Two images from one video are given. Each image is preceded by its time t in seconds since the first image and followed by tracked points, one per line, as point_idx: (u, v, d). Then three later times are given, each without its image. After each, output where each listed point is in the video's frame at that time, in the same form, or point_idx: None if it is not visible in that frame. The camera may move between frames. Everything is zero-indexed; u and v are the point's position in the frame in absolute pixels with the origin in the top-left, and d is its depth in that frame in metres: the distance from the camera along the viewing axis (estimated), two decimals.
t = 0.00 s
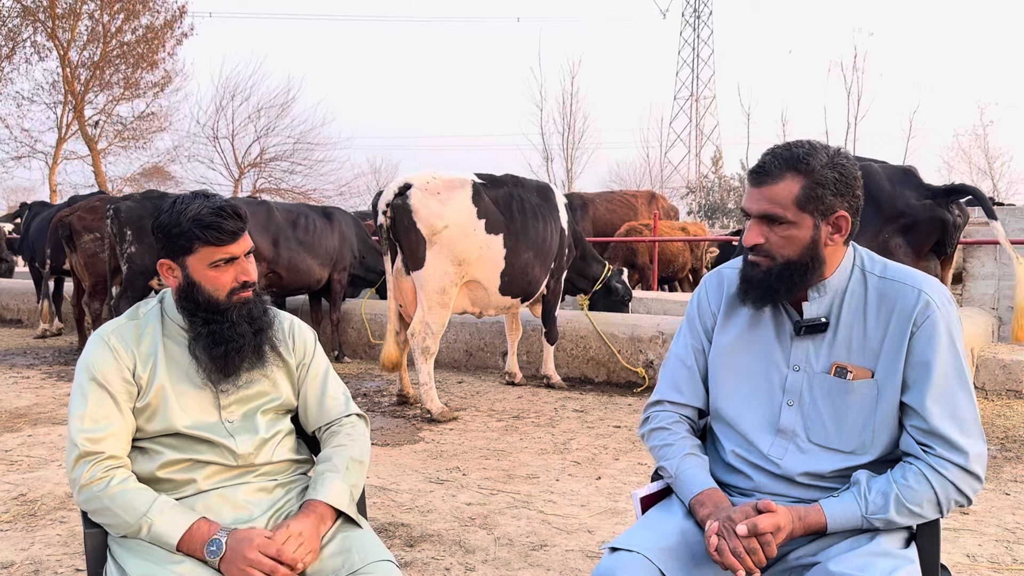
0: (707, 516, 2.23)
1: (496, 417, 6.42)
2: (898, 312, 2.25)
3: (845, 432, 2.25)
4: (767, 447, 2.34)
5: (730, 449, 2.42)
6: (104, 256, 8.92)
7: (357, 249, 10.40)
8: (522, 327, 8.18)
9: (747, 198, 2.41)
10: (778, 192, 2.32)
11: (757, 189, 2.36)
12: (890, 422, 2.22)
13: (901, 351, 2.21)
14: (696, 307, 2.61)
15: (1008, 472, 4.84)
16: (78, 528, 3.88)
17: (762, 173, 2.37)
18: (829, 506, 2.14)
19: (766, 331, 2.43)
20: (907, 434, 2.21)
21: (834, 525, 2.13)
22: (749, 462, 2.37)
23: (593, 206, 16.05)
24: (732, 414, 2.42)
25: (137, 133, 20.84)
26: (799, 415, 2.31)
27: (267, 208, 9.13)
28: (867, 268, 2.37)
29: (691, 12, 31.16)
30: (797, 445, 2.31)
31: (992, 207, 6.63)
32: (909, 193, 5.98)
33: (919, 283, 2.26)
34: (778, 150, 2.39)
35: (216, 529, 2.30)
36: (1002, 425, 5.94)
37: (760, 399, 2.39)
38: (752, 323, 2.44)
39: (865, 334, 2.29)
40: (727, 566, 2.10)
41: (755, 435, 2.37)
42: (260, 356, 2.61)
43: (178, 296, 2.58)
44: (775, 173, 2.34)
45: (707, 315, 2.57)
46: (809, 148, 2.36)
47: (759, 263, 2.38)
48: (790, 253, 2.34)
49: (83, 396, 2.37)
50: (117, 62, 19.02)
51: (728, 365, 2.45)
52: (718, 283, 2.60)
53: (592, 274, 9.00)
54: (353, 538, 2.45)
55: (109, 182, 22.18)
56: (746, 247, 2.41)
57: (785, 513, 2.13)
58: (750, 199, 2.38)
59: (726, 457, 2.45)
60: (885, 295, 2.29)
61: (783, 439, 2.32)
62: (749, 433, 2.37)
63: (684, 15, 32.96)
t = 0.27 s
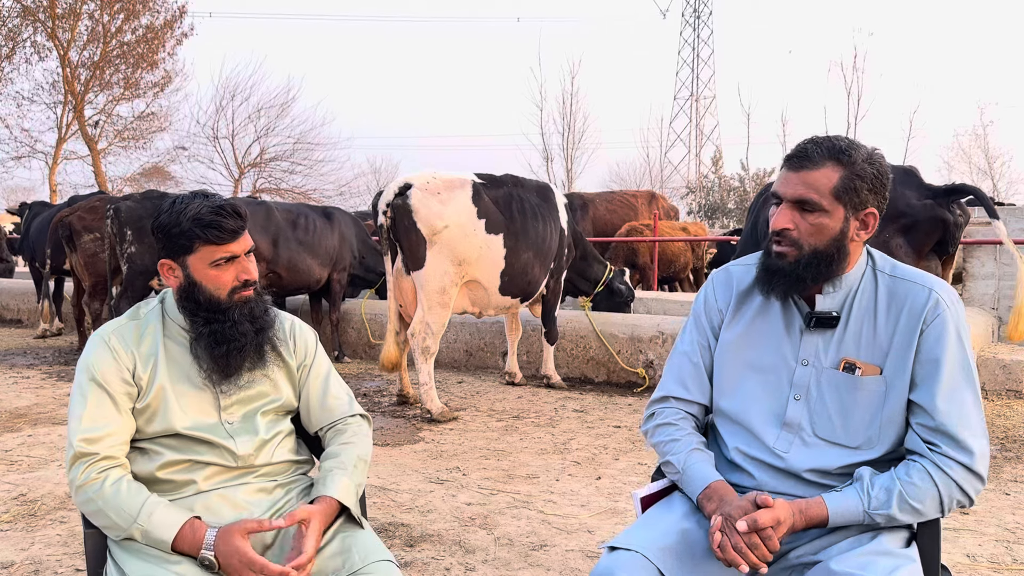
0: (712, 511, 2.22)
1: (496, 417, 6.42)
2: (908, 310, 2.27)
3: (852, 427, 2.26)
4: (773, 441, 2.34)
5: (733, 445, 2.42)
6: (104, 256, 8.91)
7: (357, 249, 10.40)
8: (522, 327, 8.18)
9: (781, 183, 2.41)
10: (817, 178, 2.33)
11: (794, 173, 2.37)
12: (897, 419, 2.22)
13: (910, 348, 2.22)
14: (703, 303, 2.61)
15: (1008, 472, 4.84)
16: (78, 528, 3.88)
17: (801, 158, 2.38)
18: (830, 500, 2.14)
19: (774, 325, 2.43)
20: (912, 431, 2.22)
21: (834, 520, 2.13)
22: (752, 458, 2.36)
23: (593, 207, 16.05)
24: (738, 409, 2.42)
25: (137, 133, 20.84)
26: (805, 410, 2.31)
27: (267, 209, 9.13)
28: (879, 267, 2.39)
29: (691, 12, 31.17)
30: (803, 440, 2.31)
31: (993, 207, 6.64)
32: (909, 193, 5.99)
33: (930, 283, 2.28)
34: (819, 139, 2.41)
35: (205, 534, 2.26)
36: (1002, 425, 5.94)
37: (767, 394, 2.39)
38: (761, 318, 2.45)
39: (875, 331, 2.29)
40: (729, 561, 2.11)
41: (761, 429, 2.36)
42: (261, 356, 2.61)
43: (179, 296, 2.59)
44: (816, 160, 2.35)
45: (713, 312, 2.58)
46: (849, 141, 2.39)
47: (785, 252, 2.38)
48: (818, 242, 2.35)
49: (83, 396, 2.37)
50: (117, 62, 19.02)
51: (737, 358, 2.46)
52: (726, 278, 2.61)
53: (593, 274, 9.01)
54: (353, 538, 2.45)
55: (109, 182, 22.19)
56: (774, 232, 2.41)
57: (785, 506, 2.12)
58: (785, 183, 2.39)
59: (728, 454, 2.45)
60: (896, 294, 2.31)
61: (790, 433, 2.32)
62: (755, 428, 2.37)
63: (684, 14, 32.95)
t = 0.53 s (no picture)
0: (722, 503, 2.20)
1: (495, 417, 6.42)
2: (915, 309, 2.27)
3: (857, 426, 2.26)
4: (777, 438, 2.34)
5: (737, 443, 2.41)
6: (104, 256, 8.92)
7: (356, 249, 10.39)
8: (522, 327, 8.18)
9: (800, 175, 2.40)
10: (837, 174, 2.33)
11: (814, 167, 2.36)
12: (902, 417, 2.23)
13: (917, 347, 2.22)
14: (708, 299, 2.60)
15: (1008, 473, 4.84)
16: (78, 528, 3.88)
17: (822, 153, 2.38)
18: (831, 498, 2.14)
19: (781, 322, 2.43)
20: (917, 430, 2.21)
21: (835, 521, 2.12)
22: (755, 455, 2.36)
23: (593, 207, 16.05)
24: (742, 405, 2.42)
25: (137, 133, 20.84)
26: (811, 407, 2.31)
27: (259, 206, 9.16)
28: (887, 267, 2.39)
29: (691, 12, 31.24)
30: (807, 437, 2.31)
31: (993, 206, 6.64)
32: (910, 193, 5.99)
33: (937, 284, 2.29)
34: (841, 136, 2.41)
35: (205, 537, 2.26)
36: (1003, 425, 5.94)
37: (773, 390, 2.39)
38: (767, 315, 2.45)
39: (882, 330, 2.29)
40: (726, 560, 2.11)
41: (766, 426, 2.36)
42: (264, 358, 2.61)
43: (183, 297, 2.58)
44: (837, 155, 2.35)
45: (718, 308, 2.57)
46: (871, 141, 2.39)
47: (798, 244, 2.38)
48: (831, 238, 2.34)
49: (84, 397, 2.37)
50: (117, 62, 19.02)
51: (742, 355, 2.46)
52: (731, 275, 2.60)
53: (593, 275, 9.01)
54: (355, 538, 2.45)
55: (109, 182, 22.18)
56: (788, 224, 2.41)
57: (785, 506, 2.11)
58: (804, 176, 2.38)
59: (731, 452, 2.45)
60: (903, 294, 2.32)
61: (794, 430, 2.32)
62: (759, 425, 2.37)
63: (684, 14, 32.98)
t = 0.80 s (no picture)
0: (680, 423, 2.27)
1: (495, 417, 6.43)
2: (920, 314, 2.28)
3: (859, 429, 2.26)
4: (778, 441, 2.34)
5: (738, 444, 2.42)
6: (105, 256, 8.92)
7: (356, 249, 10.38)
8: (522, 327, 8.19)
9: (803, 184, 2.38)
10: (842, 186, 2.31)
11: (819, 177, 2.34)
12: (905, 421, 2.23)
13: (922, 352, 2.22)
14: (707, 299, 2.61)
15: (1007, 473, 4.85)
16: (78, 528, 3.89)
17: (827, 163, 2.35)
18: (841, 499, 2.12)
19: (782, 326, 2.44)
20: (921, 434, 2.22)
21: (846, 522, 2.10)
22: (756, 456, 2.37)
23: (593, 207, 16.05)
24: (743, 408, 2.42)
25: (137, 133, 20.85)
26: (813, 410, 2.31)
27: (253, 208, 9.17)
28: (891, 271, 2.40)
29: (691, 12, 31.26)
30: (809, 440, 2.31)
31: (993, 206, 6.64)
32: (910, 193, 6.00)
33: (942, 289, 2.29)
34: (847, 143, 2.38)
35: (207, 542, 2.26)
36: (1002, 425, 5.94)
37: (775, 393, 2.39)
38: (768, 318, 2.46)
39: (886, 334, 2.30)
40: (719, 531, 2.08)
41: (767, 428, 2.36)
42: (265, 358, 2.62)
43: (185, 297, 2.59)
44: (843, 166, 2.33)
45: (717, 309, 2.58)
46: (878, 150, 2.37)
47: (800, 255, 2.35)
48: (833, 249, 2.33)
49: (85, 397, 2.37)
50: (117, 62, 19.03)
51: (742, 358, 2.47)
52: (730, 276, 2.60)
53: (594, 273, 9.02)
54: (354, 538, 2.46)
55: (109, 182, 22.20)
56: (790, 234, 2.39)
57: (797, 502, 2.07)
58: (808, 186, 2.36)
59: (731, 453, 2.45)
60: (908, 299, 2.32)
61: (796, 433, 2.32)
62: (760, 427, 2.37)
63: (684, 14, 33.03)
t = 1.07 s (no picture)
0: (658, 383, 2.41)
1: (495, 417, 6.43)
2: (920, 317, 2.27)
3: (860, 434, 2.26)
4: (778, 445, 2.34)
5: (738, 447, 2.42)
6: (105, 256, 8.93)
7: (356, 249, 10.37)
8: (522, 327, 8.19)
9: (801, 199, 2.33)
10: (843, 205, 2.26)
11: (818, 194, 2.28)
12: (905, 424, 2.24)
13: (923, 356, 2.22)
14: (704, 302, 2.60)
15: (1007, 473, 4.85)
16: (78, 528, 3.89)
17: (826, 177, 2.29)
18: (844, 506, 2.12)
19: (781, 330, 2.43)
20: (922, 436, 2.22)
21: (848, 530, 2.10)
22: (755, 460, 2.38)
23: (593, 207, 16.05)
24: (743, 412, 2.42)
25: (137, 133, 20.85)
26: (813, 414, 2.31)
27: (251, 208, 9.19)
28: (890, 273, 2.39)
29: (692, 12, 31.29)
30: (809, 445, 2.31)
31: (990, 205, 6.65)
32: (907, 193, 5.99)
33: (942, 291, 2.29)
34: (848, 156, 2.32)
35: (209, 542, 2.26)
36: (1002, 425, 5.94)
37: (774, 398, 2.39)
38: (767, 322, 2.45)
39: (885, 337, 2.30)
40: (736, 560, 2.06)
41: (767, 433, 2.37)
42: (263, 357, 2.62)
43: (184, 296, 2.59)
44: (843, 182, 2.28)
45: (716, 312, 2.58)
46: (877, 163, 2.32)
47: (797, 271, 2.31)
48: (833, 265, 2.30)
49: (84, 397, 2.37)
50: (117, 62, 19.03)
51: (741, 362, 2.46)
52: (728, 279, 2.60)
53: (593, 272, 8.98)
54: (354, 537, 2.46)
55: (109, 182, 22.21)
56: (790, 250, 2.34)
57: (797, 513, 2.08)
58: (807, 202, 2.31)
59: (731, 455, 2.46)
60: (908, 302, 2.32)
61: (796, 437, 2.33)
62: (760, 432, 2.38)
63: (684, 14, 33.06)
